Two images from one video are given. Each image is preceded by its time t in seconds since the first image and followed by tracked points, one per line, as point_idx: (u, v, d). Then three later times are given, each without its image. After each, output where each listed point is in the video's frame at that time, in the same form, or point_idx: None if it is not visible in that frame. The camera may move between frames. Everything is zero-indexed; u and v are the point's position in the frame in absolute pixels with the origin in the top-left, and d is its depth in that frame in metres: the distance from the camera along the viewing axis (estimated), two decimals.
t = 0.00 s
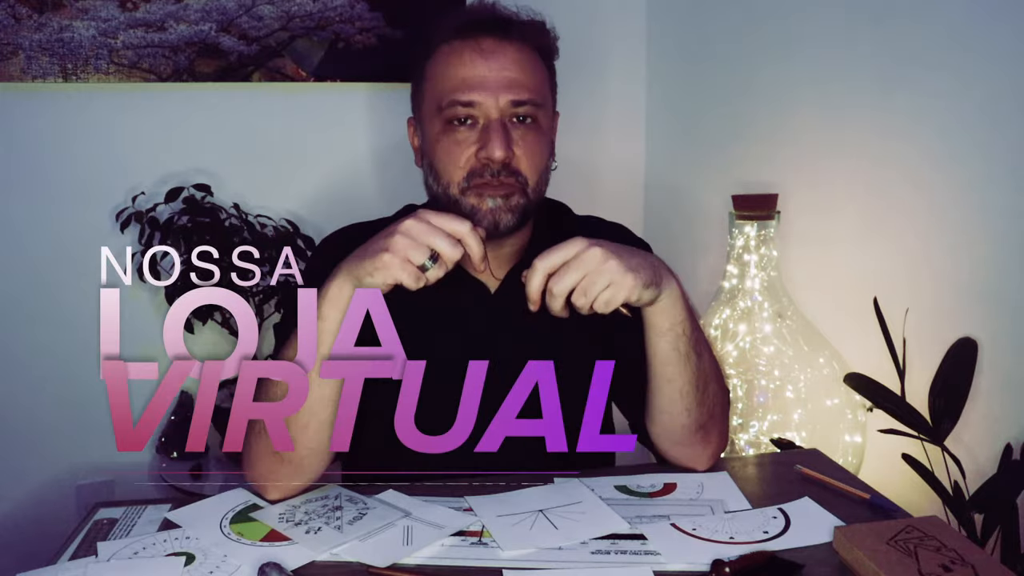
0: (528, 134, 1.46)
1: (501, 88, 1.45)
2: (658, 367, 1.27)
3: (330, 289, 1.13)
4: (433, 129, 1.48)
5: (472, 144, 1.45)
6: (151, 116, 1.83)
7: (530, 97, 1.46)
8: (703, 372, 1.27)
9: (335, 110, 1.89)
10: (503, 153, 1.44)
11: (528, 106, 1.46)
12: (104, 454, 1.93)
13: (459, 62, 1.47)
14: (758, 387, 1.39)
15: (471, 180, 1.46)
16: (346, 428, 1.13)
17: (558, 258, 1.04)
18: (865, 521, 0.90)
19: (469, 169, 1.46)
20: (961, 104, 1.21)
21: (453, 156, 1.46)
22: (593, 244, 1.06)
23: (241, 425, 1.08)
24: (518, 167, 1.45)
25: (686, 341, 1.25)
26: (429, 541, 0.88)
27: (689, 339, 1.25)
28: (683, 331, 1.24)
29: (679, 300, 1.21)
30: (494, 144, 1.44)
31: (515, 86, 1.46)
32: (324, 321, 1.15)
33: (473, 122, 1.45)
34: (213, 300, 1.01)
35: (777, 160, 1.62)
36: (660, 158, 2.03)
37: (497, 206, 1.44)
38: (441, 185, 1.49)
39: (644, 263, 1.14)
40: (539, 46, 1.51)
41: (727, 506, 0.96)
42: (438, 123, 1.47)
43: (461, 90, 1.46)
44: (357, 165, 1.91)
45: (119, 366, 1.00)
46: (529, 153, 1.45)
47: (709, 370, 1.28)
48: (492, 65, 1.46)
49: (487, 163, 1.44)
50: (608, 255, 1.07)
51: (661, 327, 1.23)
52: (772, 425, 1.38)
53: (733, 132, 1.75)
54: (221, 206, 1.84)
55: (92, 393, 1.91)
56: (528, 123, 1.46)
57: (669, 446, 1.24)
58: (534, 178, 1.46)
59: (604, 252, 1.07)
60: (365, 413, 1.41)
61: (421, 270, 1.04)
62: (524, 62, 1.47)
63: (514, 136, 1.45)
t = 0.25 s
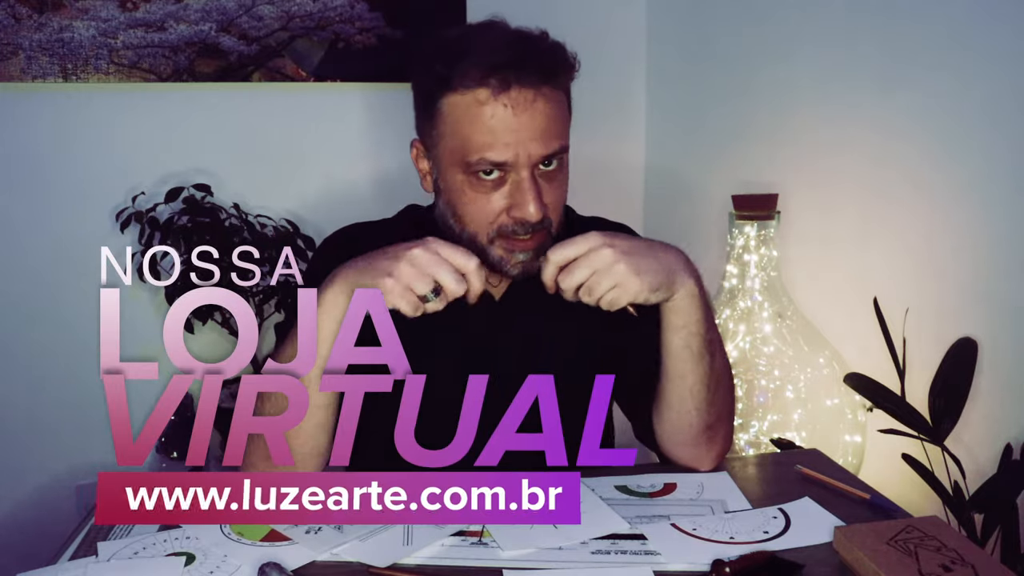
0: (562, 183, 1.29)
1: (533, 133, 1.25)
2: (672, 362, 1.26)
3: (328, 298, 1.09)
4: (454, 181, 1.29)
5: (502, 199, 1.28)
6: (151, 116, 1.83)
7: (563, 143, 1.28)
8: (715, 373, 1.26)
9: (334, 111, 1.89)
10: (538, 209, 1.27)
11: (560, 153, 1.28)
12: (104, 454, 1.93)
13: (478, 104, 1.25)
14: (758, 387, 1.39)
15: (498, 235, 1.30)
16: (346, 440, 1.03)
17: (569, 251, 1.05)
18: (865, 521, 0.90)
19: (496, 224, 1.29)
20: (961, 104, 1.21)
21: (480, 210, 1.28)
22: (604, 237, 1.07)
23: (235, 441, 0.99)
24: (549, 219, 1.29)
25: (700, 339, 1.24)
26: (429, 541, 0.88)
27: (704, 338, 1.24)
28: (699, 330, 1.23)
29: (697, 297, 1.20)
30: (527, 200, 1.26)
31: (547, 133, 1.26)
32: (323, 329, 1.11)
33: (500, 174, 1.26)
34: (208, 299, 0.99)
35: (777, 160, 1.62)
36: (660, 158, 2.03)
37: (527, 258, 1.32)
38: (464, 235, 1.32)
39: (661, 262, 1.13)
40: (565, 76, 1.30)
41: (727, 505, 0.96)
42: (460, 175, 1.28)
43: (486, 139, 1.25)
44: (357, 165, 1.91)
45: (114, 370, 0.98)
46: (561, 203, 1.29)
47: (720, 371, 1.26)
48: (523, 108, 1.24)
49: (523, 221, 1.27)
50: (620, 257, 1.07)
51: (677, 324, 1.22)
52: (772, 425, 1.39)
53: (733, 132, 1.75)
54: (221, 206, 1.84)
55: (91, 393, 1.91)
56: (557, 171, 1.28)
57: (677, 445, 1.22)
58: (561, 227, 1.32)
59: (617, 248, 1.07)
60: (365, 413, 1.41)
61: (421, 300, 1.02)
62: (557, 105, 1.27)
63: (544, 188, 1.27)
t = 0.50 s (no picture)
0: (556, 189, 1.26)
1: (525, 141, 1.22)
2: (664, 378, 1.24)
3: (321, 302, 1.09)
4: (448, 190, 1.27)
5: (495, 208, 1.25)
6: (151, 116, 1.83)
7: (556, 150, 1.25)
8: (709, 383, 1.25)
9: (334, 111, 1.89)
10: (533, 217, 1.25)
11: (554, 160, 1.25)
12: (104, 454, 1.93)
13: (469, 113, 1.22)
14: (758, 387, 1.39)
15: (493, 243, 1.27)
16: (346, 441, 1.03)
17: (555, 274, 0.98)
18: (865, 521, 0.90)
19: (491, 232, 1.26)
20: (961, 105, 1.21)
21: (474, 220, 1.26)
22: (590, 257, 1.01)
23: (235, 441, 0.99)
24: (543, 226, 1.27)
25: (691, 352, 1.23)
26: (429, 541, 0.88)
27: (694, 350, 1.23)
28: (689, 346, 1.22)
29: (686, 315, 1.17)
30: (521, 207, 1.24)
31: (540, 140, 1.23)
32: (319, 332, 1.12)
33: (493, 182, 1.24)
34: (207, 300, 0.99)
35: (777, 160, 1.62)
36: (660, 158, 2.03)
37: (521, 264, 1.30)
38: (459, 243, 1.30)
39: (648, 279, 1.08)
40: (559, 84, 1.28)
41: (727, 505, 0.96)
42: (453, 183, 1.26)
43: (478, 147, 1.23)
44: (357, 165, 1.91)
45: (114, 370, 0.98)
46: (556, 209, 1.27)
47: (713, 380, 1.26)
48: (514, 116, 1.22)
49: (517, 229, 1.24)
50: (609, 278, 1.01)
51: (666, 339, 1.20)
52: (772, 425, 1.39)
53: (733, 132, 1.75)
54: (221, 206, 1.84)
55: (92, 393, 1.91)
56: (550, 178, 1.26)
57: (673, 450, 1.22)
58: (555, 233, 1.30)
59: (601, 266, 1.01)
60: (365, 413, 1.41)
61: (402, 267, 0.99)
62: (551, 111, 1.25)
63: (538, 196, 1.25)
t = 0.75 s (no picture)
0: (550, 160, 1.24)
1: (518, 109, 1.21)
2: (659, 388, 1.25)
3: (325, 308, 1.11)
4: (443, 163, 1.26)
5: (489, 178, 1.23)
6: (151, 116, 1.83)
7: (549, 120, 1.24)
8: (704, 389, 1.25)
9: (334, 111, 1.88)
10: (525, 186, 1.21)
11: (547, 131, 1.24)
12: (104, 454, 1.93)
13: (462, 82, 1.22)
14: (759, 387, 1.39)
15: (486, 215, 1.25)
16: (346, 440, 1.03)
17: (554, 272, 0.98)
18: (865, 521, 0.90)
19: (484, 204, 1.24)
20: (961, 105, 1.21)
21: (469, 190, 1.24)
22: (592, 261, 1.00)
23: (235, 441, 1.00)
24: (536, 197, 1.24)
25: (686, 365, 1.23)
26: (429, 541, 0.88)
27: (689, 363, 1.23)
28: (683, 357, 1.21)
29: (680, 330, 1.17)
30: (513, 176, 1.21)
31: (532, 108, 1.22)
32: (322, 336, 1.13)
33: (486, 153, 1.23)
34: (208, 300, 0.99)
35: (777, 160, 1.62)
36: (660, 158, 2.03)
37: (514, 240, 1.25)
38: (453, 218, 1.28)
39: (646, 293, 1.08)
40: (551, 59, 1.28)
41: (727, 506, 0.96)
42: (446, 155, 1.25)
43: (471, 116, 1.22)
44: (357, 165, 1.91)
45: (114, 370, 0.98)
46: (549, 181, 1.24)
47: (710, 389, 1.26)
48: (505, 83, 1.21)
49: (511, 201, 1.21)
50: (607, 286, 1.00)
51: (659, 353, 1.20)
52: (772, 425, 1.39)
53: (733, 132, 1.75)
54: (221, 206, 1.84)
55: (92, 393, 1.90)
56: (544, 149, 1.24)
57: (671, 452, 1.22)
58: (550, 207, 1.26)
59: (600, 272, 1.00)
60: (365, 412, 1.41)
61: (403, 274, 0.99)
62: (543, 81, 1.24)
63: (531, 166, 1.22)
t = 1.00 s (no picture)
0: (556, 133, 1.29)
1: (526, 83, 1.27)
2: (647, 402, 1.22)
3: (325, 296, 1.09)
4: (453, 138, 1.31)
5: (499, 147, 1.27)
6: (151, 116, 1.83)
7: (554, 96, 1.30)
8: (695, 399, 1.22)
9: (335, 111, 1.89)
10: (534, 152, 1.25)
11: (552, 106, 1.30)
12: (104, 454, 1.93)
13: (472, 60, 1.29)
14: (758, 387, 1.39)
15: (495, 185, 1.26)
16: (346, 440, 1.03)
17: (535, 292, 0.98)
18: (865, 521, 0.90)
19: (494, 175, 1.27)
20: (961, 105, 1.21)
21: (479, 159, 1.28)
22: (575, 280, 1.00)
23: (236, 440, 1.00)
24: (545, 165, 1.26)
25: (671, 380, 1.19)
26: (429, 541, 0.88)
27: (676, 378, 1.19)
28: (671, 372, 1.18)
29: (665, 347, 1.14)
30: (523, 143, 1.25)
31: (539, 84, 1.28)
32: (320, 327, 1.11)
33: (495, 126, 1.28)
34: (207, 300, 0.99)
35: (777, 160, 1.62)
36: (660, 158, 2.03)
37: (523, 208, 1.25)
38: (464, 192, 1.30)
39: (627, 312, 1.07)
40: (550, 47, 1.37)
41: (727, 506, 0.96)
42: (457, 129, 1.30)
43: (480, 91, 1.28)
44: (358, 165, 1.91)
45: (114, 370, 0.98)
46: (556, 151, 1.28)
47: (700, 397, 1.23)
48: (512, 59, 1.28)
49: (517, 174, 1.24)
50: (587, 305, 1.00)
51: (644, 370, 1.17)
52: (772, 425, 1.39)
53: (733, 132, 1.75)
54: (221, 206, 1.84)
55: (92, 393, 1.90)
56: (550, 122, 1.29)
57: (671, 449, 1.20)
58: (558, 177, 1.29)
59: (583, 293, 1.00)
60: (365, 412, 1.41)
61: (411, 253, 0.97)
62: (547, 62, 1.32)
63: (539, 136, 1.27)
